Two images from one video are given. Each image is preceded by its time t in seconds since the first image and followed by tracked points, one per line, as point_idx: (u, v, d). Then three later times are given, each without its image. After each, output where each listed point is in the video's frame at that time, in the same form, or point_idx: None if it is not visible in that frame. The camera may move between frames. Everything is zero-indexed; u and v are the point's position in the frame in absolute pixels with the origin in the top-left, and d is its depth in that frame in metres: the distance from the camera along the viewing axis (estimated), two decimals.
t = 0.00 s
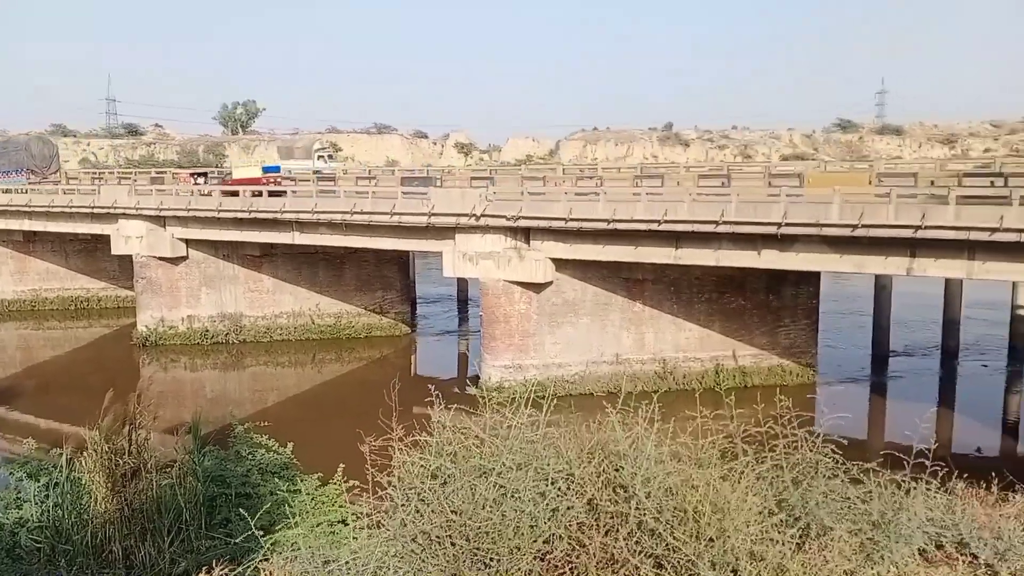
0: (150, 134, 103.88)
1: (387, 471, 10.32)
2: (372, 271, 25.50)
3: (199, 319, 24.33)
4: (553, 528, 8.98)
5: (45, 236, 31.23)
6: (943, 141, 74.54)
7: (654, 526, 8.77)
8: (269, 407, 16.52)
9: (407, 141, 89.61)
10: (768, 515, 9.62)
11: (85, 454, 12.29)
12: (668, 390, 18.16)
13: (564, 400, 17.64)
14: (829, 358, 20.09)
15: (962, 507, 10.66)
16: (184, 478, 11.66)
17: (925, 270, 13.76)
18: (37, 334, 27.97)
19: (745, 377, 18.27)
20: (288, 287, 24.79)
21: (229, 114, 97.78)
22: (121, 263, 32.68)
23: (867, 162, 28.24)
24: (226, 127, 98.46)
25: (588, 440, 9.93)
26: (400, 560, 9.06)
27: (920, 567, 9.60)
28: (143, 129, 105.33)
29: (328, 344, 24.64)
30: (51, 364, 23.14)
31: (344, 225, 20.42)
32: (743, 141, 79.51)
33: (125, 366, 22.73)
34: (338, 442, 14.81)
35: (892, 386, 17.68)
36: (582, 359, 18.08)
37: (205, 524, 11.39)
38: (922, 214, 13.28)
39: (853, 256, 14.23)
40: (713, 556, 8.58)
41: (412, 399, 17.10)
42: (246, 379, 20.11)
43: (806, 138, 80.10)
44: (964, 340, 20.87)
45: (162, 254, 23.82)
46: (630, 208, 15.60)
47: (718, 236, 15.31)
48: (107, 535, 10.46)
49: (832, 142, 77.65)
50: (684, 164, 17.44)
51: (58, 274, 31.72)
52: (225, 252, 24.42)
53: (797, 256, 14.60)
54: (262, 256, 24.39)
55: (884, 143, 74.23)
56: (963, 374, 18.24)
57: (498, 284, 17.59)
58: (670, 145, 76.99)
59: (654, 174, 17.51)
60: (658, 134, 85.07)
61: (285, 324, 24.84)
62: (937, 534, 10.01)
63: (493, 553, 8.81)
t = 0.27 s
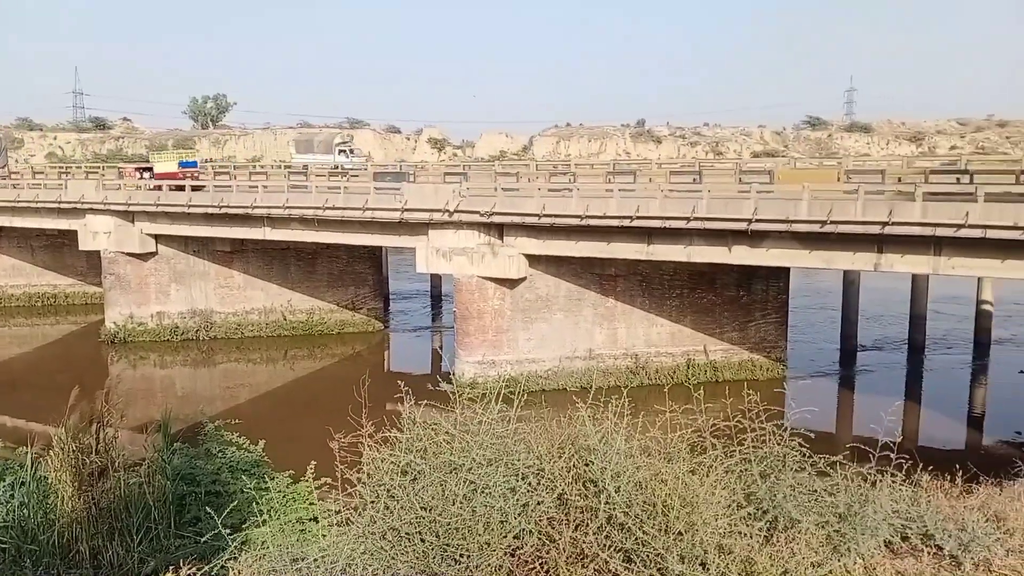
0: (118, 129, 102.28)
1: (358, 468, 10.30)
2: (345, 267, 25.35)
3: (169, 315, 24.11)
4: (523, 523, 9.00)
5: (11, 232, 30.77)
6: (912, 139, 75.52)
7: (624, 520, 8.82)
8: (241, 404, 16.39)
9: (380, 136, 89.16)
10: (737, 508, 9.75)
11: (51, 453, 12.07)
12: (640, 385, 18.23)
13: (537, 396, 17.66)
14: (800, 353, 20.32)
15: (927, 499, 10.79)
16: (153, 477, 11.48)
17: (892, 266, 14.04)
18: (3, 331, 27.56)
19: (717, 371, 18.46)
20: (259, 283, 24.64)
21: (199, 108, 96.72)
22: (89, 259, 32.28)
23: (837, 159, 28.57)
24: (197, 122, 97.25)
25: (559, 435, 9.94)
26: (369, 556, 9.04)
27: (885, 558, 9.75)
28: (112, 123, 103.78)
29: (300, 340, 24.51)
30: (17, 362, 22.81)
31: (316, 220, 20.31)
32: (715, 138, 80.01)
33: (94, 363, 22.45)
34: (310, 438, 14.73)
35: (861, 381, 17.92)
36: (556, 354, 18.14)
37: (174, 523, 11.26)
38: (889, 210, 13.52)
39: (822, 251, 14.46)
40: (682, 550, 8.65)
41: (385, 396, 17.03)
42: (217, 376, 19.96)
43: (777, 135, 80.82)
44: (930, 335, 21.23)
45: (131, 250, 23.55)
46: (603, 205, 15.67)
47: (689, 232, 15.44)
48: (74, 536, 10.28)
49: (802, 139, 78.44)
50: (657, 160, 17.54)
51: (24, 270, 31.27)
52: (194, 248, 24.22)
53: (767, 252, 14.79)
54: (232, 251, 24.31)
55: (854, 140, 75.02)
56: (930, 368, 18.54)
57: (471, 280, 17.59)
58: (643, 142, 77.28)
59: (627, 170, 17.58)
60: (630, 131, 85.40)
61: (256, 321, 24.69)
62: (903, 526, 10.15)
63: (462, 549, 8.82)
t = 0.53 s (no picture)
0: (84, 128, 100.72)
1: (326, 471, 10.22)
2: (316, 268, 25.23)
3: (136, 317, 23.82)
4: (492, 524, 8.99)
5: None
6: (880, 141, 76.59)
7: (593, 521, 8.85)
8: (210, 407, 16.21)
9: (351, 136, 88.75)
10: (706, 507, 9.86)
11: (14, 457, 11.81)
12: (613, 385, 18.31)
13: (510, 396, 17.66)
14: (770, 353, 20.51)
15: (893, 496, 10.92)
16: (120, 481, 11.26)
17: (860, 266, 14.26)
18: None
19: (688, 371, 18.61)
20: (228, 284, 24.45)
21: (168, 107, 95.51)
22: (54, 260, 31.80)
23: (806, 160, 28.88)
24: (165, 121, 96.02)
25: (529, 436, 9.94)
26: (336, 558, 8.95)
27: (851, 555, 9.85)
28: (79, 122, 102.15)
29: (271, 342, 24.31)
30: None
31: (287, 221, 20.18)
32: (686, 139, 80.58)
33: (59, 365, 22.10)
34: (280, 440, 14.62)
35: (830, 380, 18.14)
36: (528, 355, 18.16)
37: (141, 528, 11.09)
38: (857, 211, 13.76)
39: (791, 252, 14.64)
40: (651, 550, 8.67)
41: (357, 398, 16.93)
42: (187, 379, 19.75)
43: (747, 137, 81.63)
44: (898, 334, 21.53)
45: (98, 252, 23.23)
46: (575, 206, 15.72)
47: (660, 233, 15.54)
48: (39, 541, 10.06)
49: (772, 141, 79.31)
50: (629, 161, 17.61)
51: None
52: (162, 249, 23.97)
53: (737, 253, 14.94)
54: (201, 252, 24.08)
55: (822, 142, 75.89)
56: (898, 367, 18.80)
57: (443, 281, 17.55)
58: (615, 143, 77.59)
59: (599, 171, 17.64)
60: (602, 132, 85.82)
61: (226, 322, 24.48)
62: (869, 523, 10.26)
63: (432, 551, 8.78)
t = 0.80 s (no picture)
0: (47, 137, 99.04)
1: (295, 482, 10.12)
2: (286, 276, 25.13)
3: (103, 328, 23.48)
4: (464, 531, 8.96)
5: None
6: (845, 145, 77.86)
7: (565, 526, 8.86)
8: (181, 418, 16.01)
9: (321, 144, 88.36)
10: (677, 509, 9.93)
11: None
12: (586, 389, 18.37)
13: (483, 403, 17.65)
14: (741, 355, 20.72)
15: (861, 495, 11.04)
16: (86, 496, 11.02)
17: (827, 267, 14.48)
18: None
19: (660, 374, 18.76)
20: (197, 293, 24.22)
21: (132, 115, 94.31)
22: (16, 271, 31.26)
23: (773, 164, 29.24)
24: (131, 129, 94.80)
25: (500, 443, 10.01)
26: (305, 569, 8.79)
27: (822, 554, 9.92)
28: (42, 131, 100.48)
29: (240, 352, 24.05)
30: None
31: (256, 229, 20.04)
32: (655, 144, 81.26)
33: (23, 378, 21.66)
34: (251, 451, 14.44)
35: (800, 381, 18.35)
36: (501, 361, 18.16)
37: (109, 543, 10.77)
38: (823, 214, 13.92)
39: (760, 255, 14.82)
40: (623, 553, 8.63)
41: (329, 407, 16.75)
42: (156, 390, 19.45)
43: (715, 141, 82.51)
44: (865, 335, 21.87)
45: (62, 262, 22.88)
46: (546, 211, 15.76)
47: (631, 237, 15.64)
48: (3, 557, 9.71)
49: (739, 145, 80.27)
50: (599, 166, 17.72)
51: None
52: (129, 259, 23.70)
53: (707, 257, 15.09)
54: (168, 261, 23.87)
55: (789, 147, 76.97)
56: (866, 368, 19.08)
57: (415, 288, 17.51)
58: (585, 149, 78.07)
59: (569, 176, 17.71)
60: (571, 139, 86.38)
61: (194, 332, 24.21)
62: (838, 522, 10.36)
63: (403, 560, 8.68)
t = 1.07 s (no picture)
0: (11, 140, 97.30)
1: (264, 489, 10.04)
2: (256, 280, 24.95)
3: (69, 335, 23.16)
4: (434, 535, 8.89)
5: None
6: (813, 145, 78.90)
7: (536, 527, 8.79)
8: (150, 425, 15.85)
9: (291, 147, 87.83)
10: (648, 509, 9.96)
11: None
12: (560, 390, 18.45)
13: (457, 406, 17.67)
14: (713, 355, 20.88)
15: (829, 491, 11.17)
16: (53, 506, 10.83)
17: (796, 266, 14.65)
18: None
19: (633, 374, 18.90)
20: (166, 298, 24.00)
21: (98, 118, 92.99)
22: None
23: (744, 164, 29.47)
24: (97, 133, 93.48)
25: (471, 446, 9.98)
26: None
27: (791, 550, 9.98)
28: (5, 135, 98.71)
29: (210, 358, 23.85)
30: None
31: (225, 233, 19.85)
32: (626, 145, 81.77)
33: None
34: (221, 457, 14.30)
35: (771, 379, 18.54)
36: (475, 363, 18.17)
37: (78, 553, 10.47)
38: (792, 214, 14.09)
39: (730, 254, 14.96)
40: (594, 554, 8.59)
41: (298, 412, 16.72)
42: (125, 397, 19.22)
43: (686, 142, 83.19)
44: (834, 332, 22.16)
45: (27, 268, 22.52)
46: (518, 212, 15.79)
47: (603, 238, 15.73)
48: None
49: (710, 145, 81.02)
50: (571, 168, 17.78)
51: None
52: (96, 264, 23.40)
53: (678, 257, 15.21)
54: (136, 266, 23.59)
55: (758, 147, 77.85)
56: (835, 365, 19.32)
57: (387, 290, 17.45)
58: (556, 150, 78.33)
59: (541, 178, 17.75)
60: (543, 140, 86.69)
61: (163, 338, 24.00)
62: (807, 518, 10.45)
63: (372, 565, 8.63)
